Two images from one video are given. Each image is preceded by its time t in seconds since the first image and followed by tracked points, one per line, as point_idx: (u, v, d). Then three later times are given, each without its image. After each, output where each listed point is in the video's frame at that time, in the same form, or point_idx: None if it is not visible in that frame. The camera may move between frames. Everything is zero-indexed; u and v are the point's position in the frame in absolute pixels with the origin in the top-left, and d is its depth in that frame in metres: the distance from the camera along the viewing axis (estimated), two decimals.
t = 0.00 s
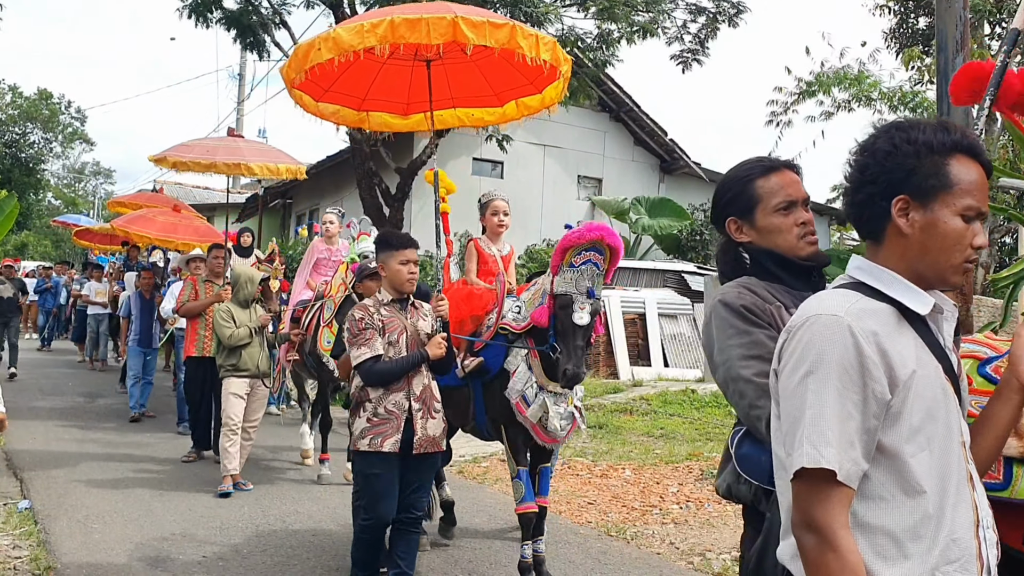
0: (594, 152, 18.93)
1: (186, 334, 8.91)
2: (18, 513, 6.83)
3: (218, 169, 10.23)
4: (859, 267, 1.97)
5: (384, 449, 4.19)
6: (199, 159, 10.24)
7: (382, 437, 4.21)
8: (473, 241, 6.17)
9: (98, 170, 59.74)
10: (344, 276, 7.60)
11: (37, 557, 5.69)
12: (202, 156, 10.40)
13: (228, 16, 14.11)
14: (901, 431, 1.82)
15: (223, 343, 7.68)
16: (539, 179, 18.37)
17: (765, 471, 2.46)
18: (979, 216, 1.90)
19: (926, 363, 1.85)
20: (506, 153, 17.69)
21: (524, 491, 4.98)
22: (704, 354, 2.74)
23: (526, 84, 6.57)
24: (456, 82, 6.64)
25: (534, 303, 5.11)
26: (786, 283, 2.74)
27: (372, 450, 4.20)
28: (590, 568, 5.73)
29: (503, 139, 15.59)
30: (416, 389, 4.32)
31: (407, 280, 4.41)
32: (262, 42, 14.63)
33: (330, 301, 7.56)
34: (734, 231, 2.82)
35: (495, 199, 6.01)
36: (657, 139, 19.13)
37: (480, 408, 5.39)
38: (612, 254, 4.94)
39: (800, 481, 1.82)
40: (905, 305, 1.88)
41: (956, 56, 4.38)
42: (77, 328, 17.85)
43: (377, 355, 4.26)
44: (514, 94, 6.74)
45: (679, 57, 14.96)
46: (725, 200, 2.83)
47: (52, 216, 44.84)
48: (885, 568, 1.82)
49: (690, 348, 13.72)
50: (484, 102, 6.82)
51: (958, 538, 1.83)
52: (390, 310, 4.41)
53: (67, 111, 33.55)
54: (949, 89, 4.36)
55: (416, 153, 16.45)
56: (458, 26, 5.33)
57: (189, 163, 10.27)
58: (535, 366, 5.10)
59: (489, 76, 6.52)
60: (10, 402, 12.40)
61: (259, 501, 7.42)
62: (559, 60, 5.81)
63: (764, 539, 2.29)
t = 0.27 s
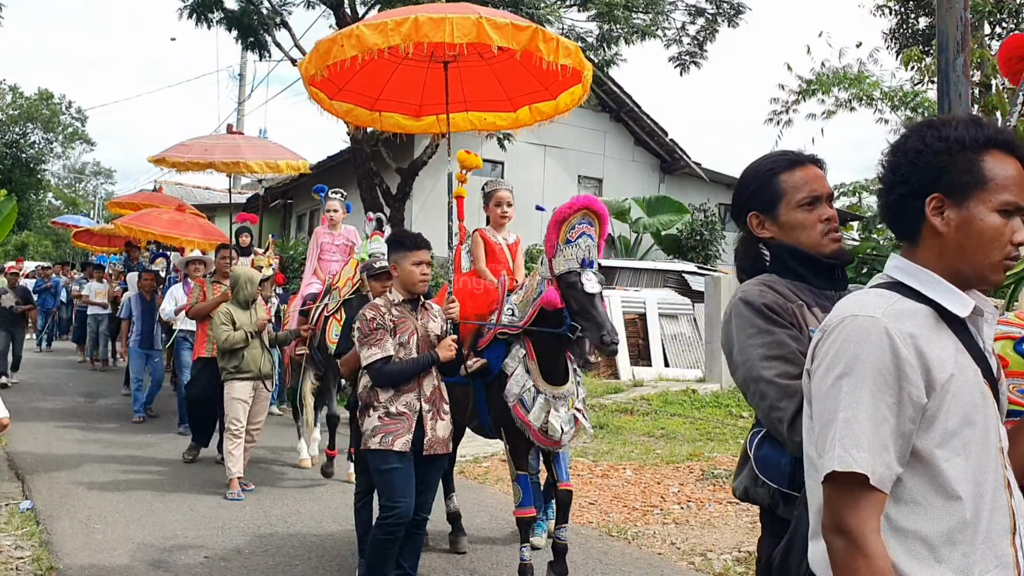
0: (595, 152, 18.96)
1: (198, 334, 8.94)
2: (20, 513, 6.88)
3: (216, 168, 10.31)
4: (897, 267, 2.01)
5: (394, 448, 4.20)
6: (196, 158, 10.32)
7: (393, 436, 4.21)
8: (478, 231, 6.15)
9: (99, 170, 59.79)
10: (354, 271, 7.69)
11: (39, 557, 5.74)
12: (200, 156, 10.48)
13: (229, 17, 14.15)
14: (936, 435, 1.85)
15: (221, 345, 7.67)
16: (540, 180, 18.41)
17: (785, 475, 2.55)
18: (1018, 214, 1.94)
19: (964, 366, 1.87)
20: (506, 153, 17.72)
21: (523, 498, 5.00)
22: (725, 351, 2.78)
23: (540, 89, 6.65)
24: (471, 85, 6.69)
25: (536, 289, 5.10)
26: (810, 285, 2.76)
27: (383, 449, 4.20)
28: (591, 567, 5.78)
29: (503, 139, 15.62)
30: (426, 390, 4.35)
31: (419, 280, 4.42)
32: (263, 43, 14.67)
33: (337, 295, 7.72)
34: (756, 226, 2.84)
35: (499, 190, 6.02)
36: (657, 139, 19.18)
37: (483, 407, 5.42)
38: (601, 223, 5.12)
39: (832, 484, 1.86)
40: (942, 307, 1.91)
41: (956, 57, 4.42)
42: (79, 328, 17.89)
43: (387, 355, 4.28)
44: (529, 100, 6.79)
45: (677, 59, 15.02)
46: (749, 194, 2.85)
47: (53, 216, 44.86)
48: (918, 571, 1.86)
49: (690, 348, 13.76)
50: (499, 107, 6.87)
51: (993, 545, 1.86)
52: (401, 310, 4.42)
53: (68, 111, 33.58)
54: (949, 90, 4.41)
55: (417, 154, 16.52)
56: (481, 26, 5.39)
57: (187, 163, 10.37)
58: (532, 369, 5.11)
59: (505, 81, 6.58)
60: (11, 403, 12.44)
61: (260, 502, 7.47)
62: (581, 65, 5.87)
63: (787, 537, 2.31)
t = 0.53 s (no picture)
0: (596, 152, 18.97)
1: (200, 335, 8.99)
2: (21, 513, 6.88)
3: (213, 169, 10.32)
4: (938, 268, 1.99)
5: (403, 448, 4.19)
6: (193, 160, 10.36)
7: (402, 437, 4.20)
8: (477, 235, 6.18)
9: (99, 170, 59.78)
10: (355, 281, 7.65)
11: (40, 556, 5.74)
12: (198, 157, 10.49)
13: (230, 16, 14.16)
14: (978, 445, 1.83)
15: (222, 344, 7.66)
16: (541, 179, 18.42)
17: (810, 478, 2.48)
18: None
19: (1007, 372, 1.85)
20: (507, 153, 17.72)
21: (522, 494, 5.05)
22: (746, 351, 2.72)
23: (556, 91, 6.64)
24: (486, 85, 6.68)
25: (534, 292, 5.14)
26: (833, 280, 2.70)
27: (392, 450, 4.19)
28: (591, 566, 5.79)
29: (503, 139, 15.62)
30: (435, 391, 4.35)
31: (429, 280, 4.41)
32: (264, 42, 14.67)
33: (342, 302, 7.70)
34: (780, 222, 2.77)
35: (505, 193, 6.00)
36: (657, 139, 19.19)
37: (483, 406, 5.35)
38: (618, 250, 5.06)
39: (868, 495, 1.84)
40: (984, 310, 1.89)
41: (958, 56, 4.42)
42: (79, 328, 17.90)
43: (398, 355, 4.25)
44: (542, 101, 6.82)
45: (676, 60, 15.05)
46: (773, 189, 2.78)
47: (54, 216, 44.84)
48: None
49: (691, 348, 13.77)
50: (511, 106, 6.89)
51: None
52: (411, 310, 4.39)
53: (68, 110, 33.62)
54: (951, 89, 4.41)
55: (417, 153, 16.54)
56: (507, 27, 5.37)
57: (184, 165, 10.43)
58: (530, 365, 5.10)
59: (520, 82, 6.59)
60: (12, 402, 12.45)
61: (261, 502, 7.48)
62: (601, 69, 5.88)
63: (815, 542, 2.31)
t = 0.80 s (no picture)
0: (598, 151, 18.97)
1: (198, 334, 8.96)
2: (22, 512, 6.87)
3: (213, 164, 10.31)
4: (986, 261, 1.89)
5: (419, 454, 4.17)
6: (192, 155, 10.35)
7: (417, 443, 4.18)
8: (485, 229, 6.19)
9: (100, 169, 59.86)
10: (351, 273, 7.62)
11: (41, 556, 5.74)
12: (198, 152, 10.47)
13: (230, 16, 14.15)
14: None
15: (221, 345, 7.65)
16: (541, 179, 18.42)
17: (856, 488, 2.31)
18: None
19: None
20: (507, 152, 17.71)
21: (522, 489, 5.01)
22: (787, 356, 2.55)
23: (570, 89, 6.64)
24: (500, 77, 6.64)
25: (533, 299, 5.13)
26: (877, 283, 2.53)
27: (407, 456, 4.16)
28: (592, 566, 5.79)
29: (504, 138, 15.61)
30: (447, 391, 4.33)
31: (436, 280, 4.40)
32: (265, 42, 14.67)
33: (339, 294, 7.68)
34: (819, 225, 2.62)
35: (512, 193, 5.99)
36: (658, 139, 19.18)
37: (481, 409, 5.33)
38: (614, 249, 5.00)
39: (919, 500, 1.74)
40: None
41: (960, 56, 4.41)
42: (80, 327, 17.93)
43: (411, 357, 4.21)
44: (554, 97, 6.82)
45: (672, 60, 15.05)
46: (809, 190, 2.65)
47: (57, 215, 44.93)
48: None
49: (692, 347, 13.77)
50: (523, 101, 6.88)
51: None
52: (418, 310, 4.35)
53: (70, 110, 33.70)
54: (953, 88, 4.39)
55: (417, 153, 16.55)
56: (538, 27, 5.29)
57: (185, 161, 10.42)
58: (530, 370, 5.08)
59: (535, 77, 6.57)
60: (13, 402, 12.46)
61: (264, 502, 7.48)
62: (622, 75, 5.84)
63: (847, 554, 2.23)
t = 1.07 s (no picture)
0: (599, 151, 18.97)
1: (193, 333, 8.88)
2: (24, 512, 6.88)
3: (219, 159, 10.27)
4: None
5: (425, 455, 4.17)
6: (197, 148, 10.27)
7: (423, 445, 4.17)
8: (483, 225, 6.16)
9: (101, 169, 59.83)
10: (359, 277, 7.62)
11: (42, 555, 5.75)
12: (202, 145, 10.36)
13: (230, 15, 14.15)
14: None
15: (224, 345, 7.64)
16: (543, 178, 18.41)
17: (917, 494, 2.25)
18: None
19: None
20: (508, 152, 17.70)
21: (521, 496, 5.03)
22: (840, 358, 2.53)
23: (578, 84, 6.65)
24: (508, 70, 6.64)
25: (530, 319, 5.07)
26: (933, 282, 2.56)
27: (413, 458, 4.16)
28: (594, 565, 5.79)
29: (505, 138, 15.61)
30: (453, 391, 4.32)
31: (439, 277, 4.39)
32: (266, 41, 14.66)
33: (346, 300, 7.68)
34: (869, 220, 2.64)
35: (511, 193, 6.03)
36: (659, 138, 19.16)
37: (483, 408, 5.29)
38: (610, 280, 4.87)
39: (977, 513, 1.74)
40: None
41: (961, 55, 4.40)
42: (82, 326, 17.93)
43: (417, 358, 4.19)
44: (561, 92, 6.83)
45: (673, 59, 15.04)
46: (860, 184, 2.66)
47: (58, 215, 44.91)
48: None
49: (693, 346, 13.77)
50: (528, 95, 6.88)
51: None
52: (424, 310, 4.34)
53: (71, 110, 33.71)
54: (954, 86, 4.37)
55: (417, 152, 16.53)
56: (561, 24, 5.27)
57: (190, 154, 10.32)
58: (531, 369, 5.07)
59: (543, 70, 6.58)
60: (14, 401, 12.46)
61: (265, 501, 7.48)
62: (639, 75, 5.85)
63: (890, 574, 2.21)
